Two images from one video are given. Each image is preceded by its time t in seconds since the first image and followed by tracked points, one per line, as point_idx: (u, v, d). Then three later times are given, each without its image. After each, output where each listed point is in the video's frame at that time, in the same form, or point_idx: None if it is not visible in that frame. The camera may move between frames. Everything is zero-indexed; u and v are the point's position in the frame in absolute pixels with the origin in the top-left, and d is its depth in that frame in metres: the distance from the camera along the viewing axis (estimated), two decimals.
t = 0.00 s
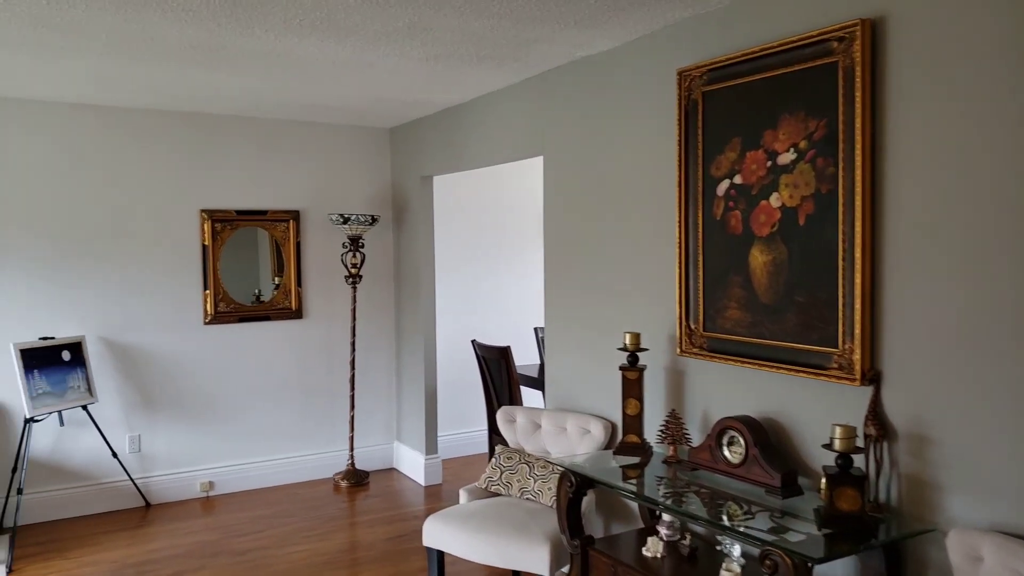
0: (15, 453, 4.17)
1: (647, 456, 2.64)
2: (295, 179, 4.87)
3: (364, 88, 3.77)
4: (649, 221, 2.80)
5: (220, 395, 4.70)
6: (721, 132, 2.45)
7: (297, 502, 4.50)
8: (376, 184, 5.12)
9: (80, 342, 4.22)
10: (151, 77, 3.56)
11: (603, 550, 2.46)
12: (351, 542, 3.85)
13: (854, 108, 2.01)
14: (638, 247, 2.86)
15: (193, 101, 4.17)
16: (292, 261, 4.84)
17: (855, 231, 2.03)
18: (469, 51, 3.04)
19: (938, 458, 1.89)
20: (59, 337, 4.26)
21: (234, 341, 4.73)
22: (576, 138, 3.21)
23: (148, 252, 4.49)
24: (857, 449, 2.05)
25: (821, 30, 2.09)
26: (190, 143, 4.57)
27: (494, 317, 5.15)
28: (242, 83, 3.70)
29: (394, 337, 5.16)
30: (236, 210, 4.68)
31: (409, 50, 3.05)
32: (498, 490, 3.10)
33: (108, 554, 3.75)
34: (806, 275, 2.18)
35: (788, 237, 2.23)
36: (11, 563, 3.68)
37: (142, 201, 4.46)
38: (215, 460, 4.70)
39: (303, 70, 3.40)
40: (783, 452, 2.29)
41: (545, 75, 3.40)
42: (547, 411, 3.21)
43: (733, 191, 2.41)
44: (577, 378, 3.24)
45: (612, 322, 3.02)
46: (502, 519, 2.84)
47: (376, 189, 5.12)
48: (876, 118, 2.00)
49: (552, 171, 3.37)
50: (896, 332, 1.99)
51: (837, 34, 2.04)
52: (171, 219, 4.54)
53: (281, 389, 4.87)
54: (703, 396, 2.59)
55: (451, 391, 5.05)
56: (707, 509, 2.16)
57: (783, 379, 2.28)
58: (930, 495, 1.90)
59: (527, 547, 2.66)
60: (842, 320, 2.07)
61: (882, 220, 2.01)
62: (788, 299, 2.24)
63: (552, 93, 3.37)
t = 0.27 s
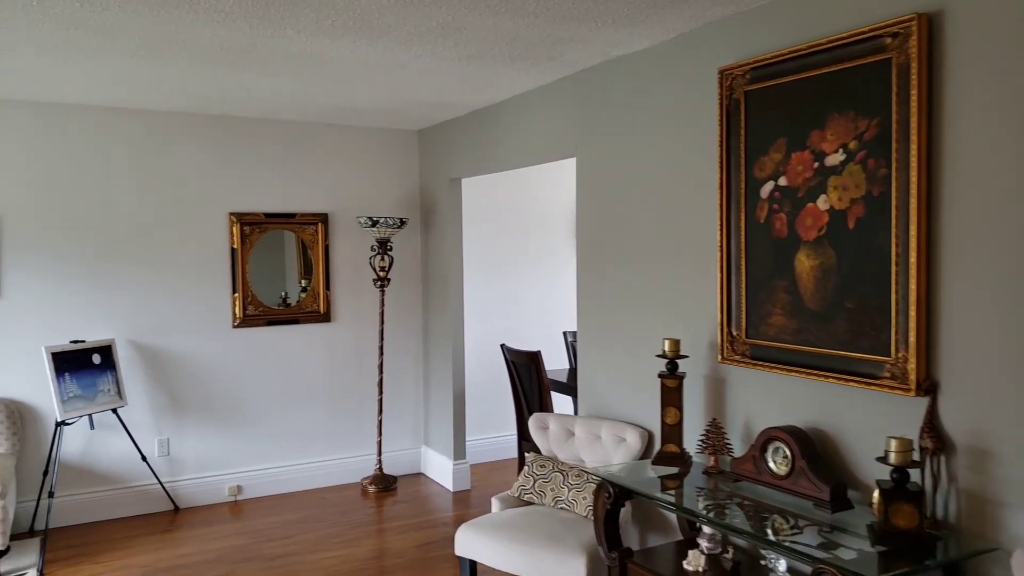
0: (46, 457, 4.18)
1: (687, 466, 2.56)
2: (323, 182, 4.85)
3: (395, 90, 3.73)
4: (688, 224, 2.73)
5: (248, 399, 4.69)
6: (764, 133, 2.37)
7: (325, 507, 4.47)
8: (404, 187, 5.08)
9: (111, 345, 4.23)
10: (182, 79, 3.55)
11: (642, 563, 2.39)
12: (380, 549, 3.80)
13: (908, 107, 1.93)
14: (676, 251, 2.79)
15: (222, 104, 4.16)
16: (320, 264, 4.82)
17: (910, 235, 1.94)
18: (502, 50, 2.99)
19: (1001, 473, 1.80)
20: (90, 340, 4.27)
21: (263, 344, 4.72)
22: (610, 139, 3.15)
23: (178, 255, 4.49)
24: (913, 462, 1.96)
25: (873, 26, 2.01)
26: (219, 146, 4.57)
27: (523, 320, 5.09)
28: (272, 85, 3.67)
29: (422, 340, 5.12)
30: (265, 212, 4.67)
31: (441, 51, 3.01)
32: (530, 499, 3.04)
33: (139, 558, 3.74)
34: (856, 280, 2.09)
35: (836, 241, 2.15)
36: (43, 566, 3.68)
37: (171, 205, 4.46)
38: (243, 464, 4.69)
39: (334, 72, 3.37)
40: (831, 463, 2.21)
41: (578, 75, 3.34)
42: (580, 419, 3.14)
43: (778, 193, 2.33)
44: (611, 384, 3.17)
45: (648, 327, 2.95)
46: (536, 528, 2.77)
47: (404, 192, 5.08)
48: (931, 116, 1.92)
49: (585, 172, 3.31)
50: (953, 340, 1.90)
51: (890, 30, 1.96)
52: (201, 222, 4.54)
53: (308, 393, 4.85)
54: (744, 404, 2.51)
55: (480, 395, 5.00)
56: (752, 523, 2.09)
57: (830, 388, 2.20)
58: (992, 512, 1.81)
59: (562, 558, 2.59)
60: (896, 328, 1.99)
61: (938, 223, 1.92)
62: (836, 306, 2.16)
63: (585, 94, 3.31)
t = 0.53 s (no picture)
0: (77, 458, 4.19)
1: (728, 475, 2.49)
2: (351, 183, 4.82)
3: (425, 89, 3.69)
4: (728, 225, 2.65)
5: (277, 401, 4.67)
6: (811, 130, 2.29)
7: (354, 511, 4.44)
8: (432, 188, 5.04)
9: (140, 347, 4.22)
10: (211, 79, 3.53)
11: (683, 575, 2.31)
12: (410, 554, 3.76)
13: (968, 102, 1.84)
14: (716, 252, 2.71)
15: (251, 105, 4.14)
16: (348, 266, 4.79)
17: (970, 236, 1.85)
18: (535, 48, 2.93)
19: None
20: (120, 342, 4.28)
21: (291, 346, 4.69)
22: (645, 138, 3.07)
23: (207, 257, 4.48)
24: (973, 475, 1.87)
25: (930, 17, 1.92)
26: (248, 147, 4.56)
27: (552, 322, 5.02)
28: (301, 85, 3.64)
29: (450, 343, 5.07)
30: (293, 214, 4.65)
31: (472, 49, 2.96)
32: (564, 506, 2.97)
33: (168, 562, 3.72)
34: (911, 283, 2.00)
35: (889, 242, 2.06)
36: (74, 568, 3.68)
37: (201, 206, 4.46)
38: (271, 467, 4.66)
39: (364, 71, 3.33)
40: (883, 474, 2.12)
41: (613, 73, 3.27)
42: (615, 424, 3.07)
43: (825, 193, 2.24)
44: (647, 389, 3.10)
45: (686, 331, 2.88)
46: (571, 537, 2.71)
47: (432, 193, 5.04)
48: (993, 111, 1.82)
49: (620, 172, 3.24)
50: (1017, 347, 1.80)
51: (949, 21, 1.87)
52: (229, 224, 4.53)
53: (336, 396, 4.82)
54: (789, 411, 2.43)
55: (508, 399, 4.93)
56: (800, 535, 2.01)
57: (882, 396, 2.11)
58: None
59: (599, 568, 2.52)
60: (954, 333, 1.89)
61: (1000, 224, 1.83)
62: (888, 310, 2.07)
63: (620, 91, 3.24)
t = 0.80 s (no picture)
0: (114, 459, 4.21)
1: (778, 484, 2.39)
2: (386, 184, 4.78)
3: (460, 87, 3.63)
4: (777, 224, 2.55)
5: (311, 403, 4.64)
6: (867, 124, 2.18)
7: (388, 514, 4.39)
8: (466, 188, 4.98)
9: (176, 348, 4.23)
10: (247, 78, 3.51)
11: None
12: (445, 559, 3.70)
13: None
14: (764, 253, 2.61)
15: (286, 104, 4.12)
16: (382, 267, 4.76)
17: None
18: (575, 43, 2.86)
19: None
20: (156, 343, 4.29)
21: (325, 348, 4.67)
22: (688, 135, 2.99)
23: (242, 258, 4.48)
24: None
25: (1000, 2, 1.81)
26: (283, 148, 4.55)
27: (588, 324, 4.94)
28: (336, 84, 3.61)
29: (484, 345, 5.01)
30: (327, 215, 4.63)
31: (510, 45, 2.89)
32: (605, 514, 2.90)
33: (204, 564, 3.71)
34: (978, 285, 1.89)
35: (954, 241, 1.95)
36: (111, 569, 3.69)
37: (236, 207, 4.45)
38: (306, 469, 4.64)
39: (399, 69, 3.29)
40: (947, 487, 2.01)
41: (654, 68, 3.19)
42: (657, 431, 2.99)
43: (882, 189, 2.14)
44: (690, 394, 3.01)
45: (731, 334, 2.78)
46: (613, 545, 2.63)
47: (467, 193, 4.99)
48: None
49: (661, 170, 3.15)
50: None
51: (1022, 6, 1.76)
52: (264, 225, 4.52)
53: (370, 398, 4.78)
54: (843, 418, 2.32)
55: (544, 402, 4.86)
56: (859, 550, 1.91)
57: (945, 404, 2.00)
58: None
59: None
60: None
61: None
62: (953, 312, 1.95)
63: (661, 87, 3.15)
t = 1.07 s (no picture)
0: (163, 458, 4.25)
1: (844, 497, 2.27)
2: (431, 184, 4.75)
3: (507, 84, 3.58)
4: (842, 223, 2.43)
5: (356, 404, 4.63)
6: (943, 116, 2.05)
7: (433, 517, 4.35)
8: (512, 187, 4.92)
9: (223, 348, 4.25)
10: (293, 77, 3.49)
11: None
12: (491, 565, 3.64)
13: None
14: (827, 253, 2.49)
15: (331, 104, 4.11)
16: (427, 268, 4.72)
17: None
18: (626, 36, 2.78)
19: None
20: (204, 343, 4.32)
21: (370, 348, 4.65)
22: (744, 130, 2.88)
23: (288, 259, 4.49)
24: None
25: None
26: (328, 148, 4.54)
27: (636, 325, 4.83)
28: (382, 82, 3.57)
29: (530, 346, 4.94)
30: (372, 215, 4.61)
31: (560, 40, 2.82)
32: (658, 523, 2.81)
33: (250, 565, 3.71)
34: None
35: None
36: (160, 567, 3.71)
37: (282, 208, 4.47)
38: (351, 471, 4.63)
39: (445, 66, 3.24)
40: None
41: (708, 62, 3.08)
42: (713, 439, 2.90)
43: (960, 186, 2.01)
44: (747, 400, 2.90)
45: (791, 338, 2.67)
46: (667, 556, 2.54)
47: (512, 193, 4.93)
48: None
49: (715, 168, 3.04)
50: None
51: None
52: (310, 225, 4.52)
53: (415, 399, 4.75)
54: (914, 429, 2.20)
55: (590, 405, 4.77)
56: (935, 570, 1.79)
57: None
58: None
59: None
60: None
61: None
62: None
63: (716, 82, 3.05)
